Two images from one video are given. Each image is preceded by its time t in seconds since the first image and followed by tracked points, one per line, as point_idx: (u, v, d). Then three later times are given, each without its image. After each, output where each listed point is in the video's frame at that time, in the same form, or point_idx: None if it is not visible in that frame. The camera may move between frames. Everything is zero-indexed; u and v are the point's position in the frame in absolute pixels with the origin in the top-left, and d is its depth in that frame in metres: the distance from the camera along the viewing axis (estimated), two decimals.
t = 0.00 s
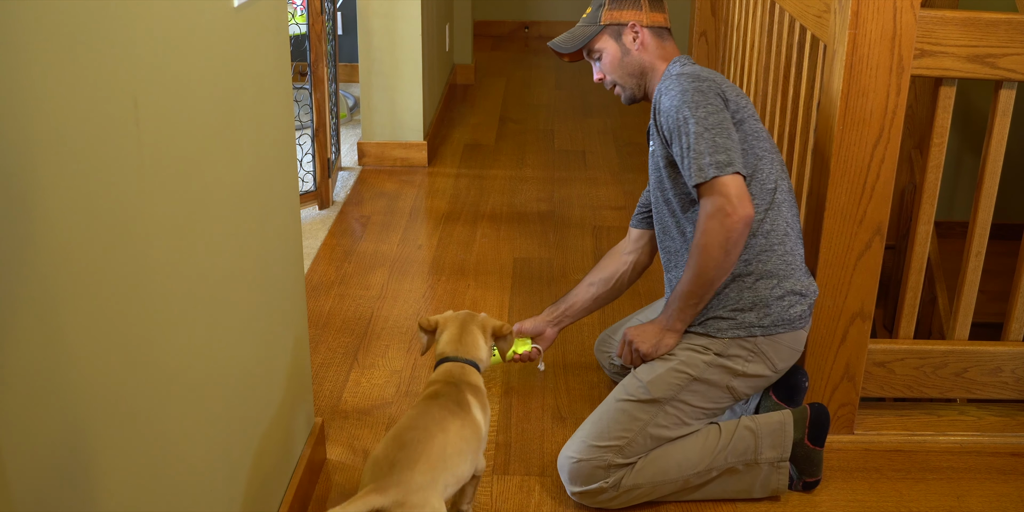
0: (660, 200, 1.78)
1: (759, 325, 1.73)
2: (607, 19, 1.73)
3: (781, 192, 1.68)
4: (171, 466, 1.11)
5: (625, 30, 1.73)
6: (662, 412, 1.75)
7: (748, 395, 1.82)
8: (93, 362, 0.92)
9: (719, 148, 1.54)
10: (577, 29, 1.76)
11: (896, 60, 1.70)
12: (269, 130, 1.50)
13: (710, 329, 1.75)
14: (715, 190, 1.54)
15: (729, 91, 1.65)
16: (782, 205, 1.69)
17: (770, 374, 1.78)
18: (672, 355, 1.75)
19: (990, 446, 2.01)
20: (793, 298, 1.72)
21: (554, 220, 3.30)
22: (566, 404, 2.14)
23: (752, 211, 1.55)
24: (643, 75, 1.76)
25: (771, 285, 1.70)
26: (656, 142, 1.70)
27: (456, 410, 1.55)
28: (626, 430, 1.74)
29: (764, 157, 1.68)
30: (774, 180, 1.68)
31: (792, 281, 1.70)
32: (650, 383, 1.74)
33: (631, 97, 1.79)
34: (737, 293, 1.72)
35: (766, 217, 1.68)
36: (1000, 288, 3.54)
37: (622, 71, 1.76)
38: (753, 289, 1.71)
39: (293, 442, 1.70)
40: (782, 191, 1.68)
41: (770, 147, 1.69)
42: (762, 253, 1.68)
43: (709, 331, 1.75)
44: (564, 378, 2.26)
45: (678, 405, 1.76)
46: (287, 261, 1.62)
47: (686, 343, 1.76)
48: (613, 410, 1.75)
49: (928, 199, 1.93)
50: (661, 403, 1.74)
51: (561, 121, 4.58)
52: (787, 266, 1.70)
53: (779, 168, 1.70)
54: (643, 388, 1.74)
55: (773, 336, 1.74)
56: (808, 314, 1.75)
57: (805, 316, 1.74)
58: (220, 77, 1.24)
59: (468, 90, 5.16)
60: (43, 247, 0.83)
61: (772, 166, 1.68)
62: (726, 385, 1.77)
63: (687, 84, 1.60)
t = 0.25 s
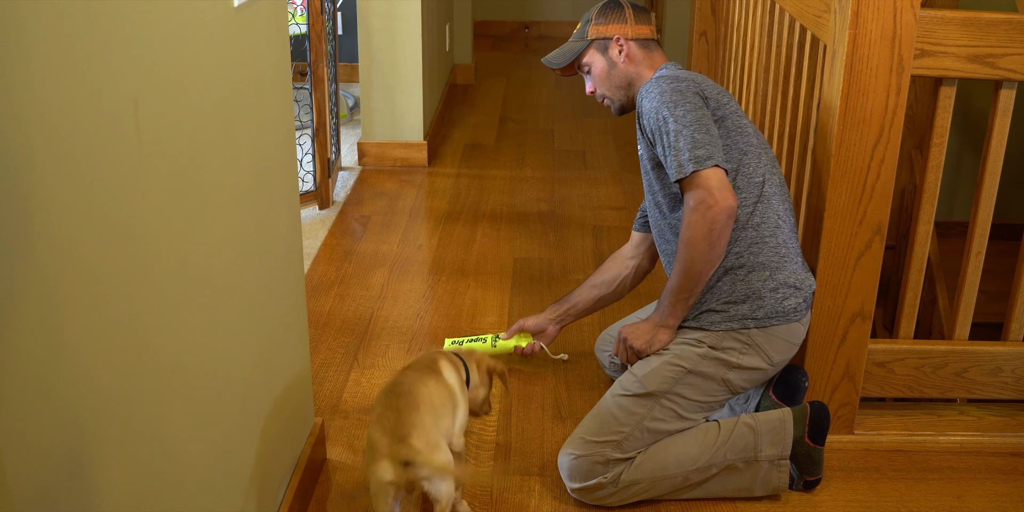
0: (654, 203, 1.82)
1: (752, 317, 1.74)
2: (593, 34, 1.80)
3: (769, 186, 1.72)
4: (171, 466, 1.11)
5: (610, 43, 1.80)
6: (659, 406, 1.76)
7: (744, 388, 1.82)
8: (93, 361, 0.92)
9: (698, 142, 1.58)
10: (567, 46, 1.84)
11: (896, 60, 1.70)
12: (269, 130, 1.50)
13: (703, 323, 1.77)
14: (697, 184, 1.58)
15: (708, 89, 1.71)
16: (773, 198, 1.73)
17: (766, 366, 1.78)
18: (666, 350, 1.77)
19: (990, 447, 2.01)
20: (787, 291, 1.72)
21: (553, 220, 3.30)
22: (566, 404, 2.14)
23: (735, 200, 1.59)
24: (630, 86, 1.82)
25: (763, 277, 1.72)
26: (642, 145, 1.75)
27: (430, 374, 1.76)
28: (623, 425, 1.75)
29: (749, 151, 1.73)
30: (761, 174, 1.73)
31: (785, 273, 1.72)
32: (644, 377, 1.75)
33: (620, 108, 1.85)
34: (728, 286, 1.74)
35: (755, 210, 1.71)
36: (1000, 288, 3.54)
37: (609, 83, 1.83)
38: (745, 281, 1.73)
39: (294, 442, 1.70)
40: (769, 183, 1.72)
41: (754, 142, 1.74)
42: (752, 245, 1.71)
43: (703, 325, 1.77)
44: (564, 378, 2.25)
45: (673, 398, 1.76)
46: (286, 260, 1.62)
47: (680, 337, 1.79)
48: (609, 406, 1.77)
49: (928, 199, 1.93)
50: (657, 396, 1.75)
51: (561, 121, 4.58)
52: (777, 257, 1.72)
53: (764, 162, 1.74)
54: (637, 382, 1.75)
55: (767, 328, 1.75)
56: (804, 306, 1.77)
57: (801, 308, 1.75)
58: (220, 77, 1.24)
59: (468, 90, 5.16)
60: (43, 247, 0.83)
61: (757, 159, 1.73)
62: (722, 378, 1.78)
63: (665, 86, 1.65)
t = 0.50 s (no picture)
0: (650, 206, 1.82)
1: (750, 315, 1.74)
2: (582, 43, 1.81)
3: (764, 183, 1.72)
4: (171, 466, 1.11)
5: (599, 51, 1.80)
6: (659, 405, 1.76)
7: (744, 386, 1.82)
8: (93, 362, 0.92)
9: (689, 142, 1.58)
10: (558, 55, 1.85)
11: (896, 60, 1.70)
12: (269, 130, 1.50)
13: (702, 321, 1.77)
14: (689, 183, 1.58)
15: (696, 91, 1.70)
16: (768, 196, 1.72)
17: (764, 363, 1.78)
18: (666, 349, 1.77)
19: (990, 447, 2.01)
20: (784, 287, 1.73)
21: (553, 220, 3.30)
22: (566, 403, 2.14)
23: (727, 197, 1.58)
24: (623, 92, 1.83)
25: (761, 275, 1.72)
26: (634, 149, 1.75)
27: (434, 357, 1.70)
28: (623, 424, 1.74)
29: (742, 148, 1.72)
30: (755, 172, 1.72)
31: (782, 270, 1.72)
32: (644, 376, 1.75)
33: (615, 114, 1.86)
34: (726, 284, 1.74)
35: (751, 208, 1.71)
36: (1000, 288, 3.54)
37: (603, 89, 1.84)
38: (743, 279, 1.73)
39: (294, 442, 1.70)
40: (764, 180, 1.71)
41: (747, 137, 1.73)
42: (749, 242, 1.71)
43: (701, 323, 1.77)
44: (563, 377, 2.26)
45: (673, 397, 1.76)
46: (286, 260, 1.62)
47: (678, 336, 1.79)
48: (609, 405, 1.77)
49: (928, 199, 1.93)
50: (657, 395, 1.75)
51: (561, 121, 4.58)
52: (774, 253, 1.72)
53: (758, 157, 1.73)
54: (637, 382, 1.75)
55: (765, 325, 1.75)
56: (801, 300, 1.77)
57: (797, 302, 1.75)
58: (220, 77, 1.24)
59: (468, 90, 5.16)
60: (43, 248, 0.83)
61: (750, 157, 1.72)
62: (721, 375, 1.78)
63: (653, 89, 1.65)
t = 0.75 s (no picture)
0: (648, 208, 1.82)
1: (751, 317, 1.74)
2: (578, 45, 1.81)
3: (763, 184, 1.71)
4: (171, 467, 1.11)
5: (596, 52, 1.80)
6: (659, 405, 1.76)
7: (744, 387, 1.82)
8: (93, 361, 0.92)
9: (687, 146, 1.58)
10: (556, 57, 1.85)
11: (896, 60, 1.70)
12: (269, 130, 1.50)
13: (702, 323, 1.77)
14: (688, 187, 1.58)
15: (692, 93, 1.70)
16: (767, 197, 1.72)
17: (764, 364, 1.78)
18: (666, 350, 1.77)
19: (990, 447, 2.01)
20: (784, 288, 1.73)
21: (553, 220, 3.30)
22: (566, 403, 2.14)
23: (726, 200, 1.58)
24: (621, 92, 1.83)
25: (761, 276, 1.72)
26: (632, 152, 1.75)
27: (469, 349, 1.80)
28: (623, 425, 1.74)
29: (740, 150, 1.72)
30: (753, 173, 1.72)
31: (782, 272, 1.72)
32: (644, 378, 1.75)
33: (614, 114, 1.86)
34: (726, 286, 1.74)
35: (750, 210, 1.71)
36: (1000, 288, 3.54)
37: (601, 90, 1.84)
38: (743, 281, 1.73)
39: (294, 442, 1.70)
40: (762, 182, 1.71)
41: (744, 139, 1.73)
42: (748, 244, 1.71)
43: (701, 325, 1.77)
44: (563, 377, 2.26)
45: (673, 398, 1.76)
46: (287, 260, 1.62)
47: (679, 337, 1.78)
48: (609, 405, 1.77)
49: (928, 199, 1.93)
50: (656, 396, 1.75)
51: (561, 121, 4.58)
52: (774, 255, 1.72)
53: (756, 158, 1.73)
54: (637, 383, 1.75)
55: (765, 326, 1.75)
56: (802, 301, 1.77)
57: (796, 303, 1.75)
58: (220, 77, 1.23)
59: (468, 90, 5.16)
60: (43, 246, 0.83)
61: (749, 158, 1.72)
62: (721, 377, 1.78)
63: (650, 93, 1.65)
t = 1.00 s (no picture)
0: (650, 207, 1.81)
1: (753, 318, 1.74)
2: (576, 45, 1.81)
3: (766, 186, 1.71)
4: (171, 467, 1.11)
5: (593, 52, 1.80)
6: (660, 406, 1.76)
7: (745, 389, 1.82)
8: (94, 361, 0.92)
9: (694, 146, 1.58)
10: (555, 56, 1.85)
11: (896, 60, 1.70)
12: (269, 130, 1.50)
13: (704, 324, 1.77)
14: (694, 188, 1.57)
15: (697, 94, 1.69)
16: (770, 199, 1.72)
17: (766, 366, 1.78)
18: (668, 351, 1.78)
19: (990, 446, 2.01)
20: (787, 291, 1.73)
21: (554, 220, 3.30)
22: (566, 403, 2.14)
23: (733, 202, 1.58)
24: (619, 92, 1.83)
25: (764, 278, 1.72)
26: (635, 152, 1.74)
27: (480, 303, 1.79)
28: (624, 425, 1.75)
29: (743, 151, 1.72)
30: (756, 175, 1.72)
31: (785, 274, 1.72)
32: (646, 378, 1.75)
33: (614, 113, 1.86)
34: (730, 287, 1.74)
35: (753, 212, 1.71)
36: (1000, 288, 3.54)
37: (600, 90, 1.84)
38: (746, 282, 1.73)
39: (294, 442, 1.70)
40: (765, 183, 1.71)
41: (748, 140, 1.73)
42: (752, 246, 1.71)
43: (703, 326, 1.78)
44: (563, 377, 2.26)
45: (675, 399, 1.76)
46: (286, 260, 1.62)
47: (681, 338, 1.79)
48: (610, 405, 1.77)
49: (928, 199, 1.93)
50: (657, 397, 1.75)
51: (561, 121, 4.58)
52: (777, 257, 1.72)
53: (759, 160, 1.73)
54: (638, 383, 1.75)
55: (768, 328, 1.75)
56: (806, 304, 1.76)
57: (801, 306, 1.75)
58: (220, 77, 1.24)
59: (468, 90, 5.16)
60: (44, 246, 0.84)
61: (752, 160, 1.72)
62: (723, 378, 1.78)
63: (655, 93, 1.65)
